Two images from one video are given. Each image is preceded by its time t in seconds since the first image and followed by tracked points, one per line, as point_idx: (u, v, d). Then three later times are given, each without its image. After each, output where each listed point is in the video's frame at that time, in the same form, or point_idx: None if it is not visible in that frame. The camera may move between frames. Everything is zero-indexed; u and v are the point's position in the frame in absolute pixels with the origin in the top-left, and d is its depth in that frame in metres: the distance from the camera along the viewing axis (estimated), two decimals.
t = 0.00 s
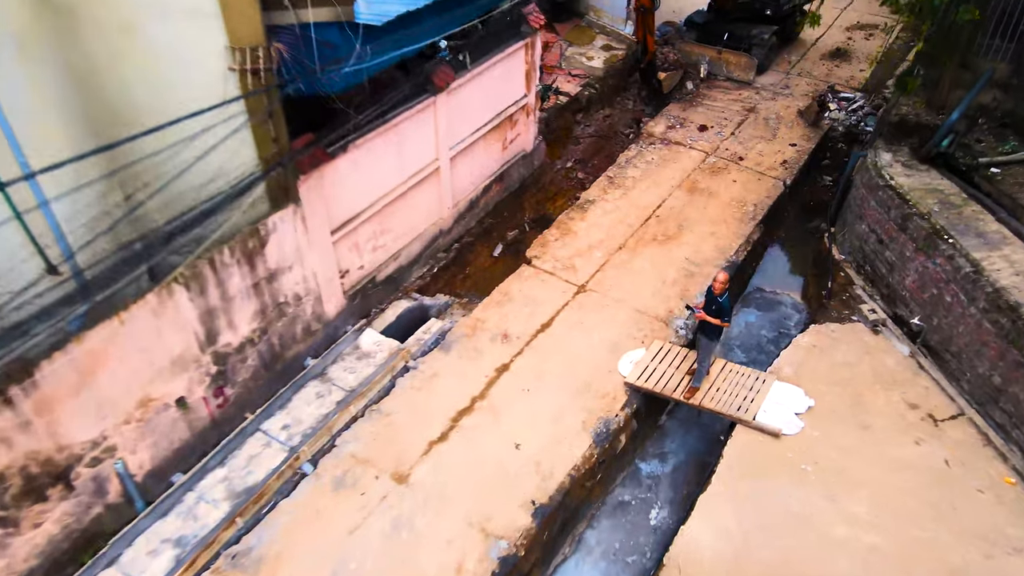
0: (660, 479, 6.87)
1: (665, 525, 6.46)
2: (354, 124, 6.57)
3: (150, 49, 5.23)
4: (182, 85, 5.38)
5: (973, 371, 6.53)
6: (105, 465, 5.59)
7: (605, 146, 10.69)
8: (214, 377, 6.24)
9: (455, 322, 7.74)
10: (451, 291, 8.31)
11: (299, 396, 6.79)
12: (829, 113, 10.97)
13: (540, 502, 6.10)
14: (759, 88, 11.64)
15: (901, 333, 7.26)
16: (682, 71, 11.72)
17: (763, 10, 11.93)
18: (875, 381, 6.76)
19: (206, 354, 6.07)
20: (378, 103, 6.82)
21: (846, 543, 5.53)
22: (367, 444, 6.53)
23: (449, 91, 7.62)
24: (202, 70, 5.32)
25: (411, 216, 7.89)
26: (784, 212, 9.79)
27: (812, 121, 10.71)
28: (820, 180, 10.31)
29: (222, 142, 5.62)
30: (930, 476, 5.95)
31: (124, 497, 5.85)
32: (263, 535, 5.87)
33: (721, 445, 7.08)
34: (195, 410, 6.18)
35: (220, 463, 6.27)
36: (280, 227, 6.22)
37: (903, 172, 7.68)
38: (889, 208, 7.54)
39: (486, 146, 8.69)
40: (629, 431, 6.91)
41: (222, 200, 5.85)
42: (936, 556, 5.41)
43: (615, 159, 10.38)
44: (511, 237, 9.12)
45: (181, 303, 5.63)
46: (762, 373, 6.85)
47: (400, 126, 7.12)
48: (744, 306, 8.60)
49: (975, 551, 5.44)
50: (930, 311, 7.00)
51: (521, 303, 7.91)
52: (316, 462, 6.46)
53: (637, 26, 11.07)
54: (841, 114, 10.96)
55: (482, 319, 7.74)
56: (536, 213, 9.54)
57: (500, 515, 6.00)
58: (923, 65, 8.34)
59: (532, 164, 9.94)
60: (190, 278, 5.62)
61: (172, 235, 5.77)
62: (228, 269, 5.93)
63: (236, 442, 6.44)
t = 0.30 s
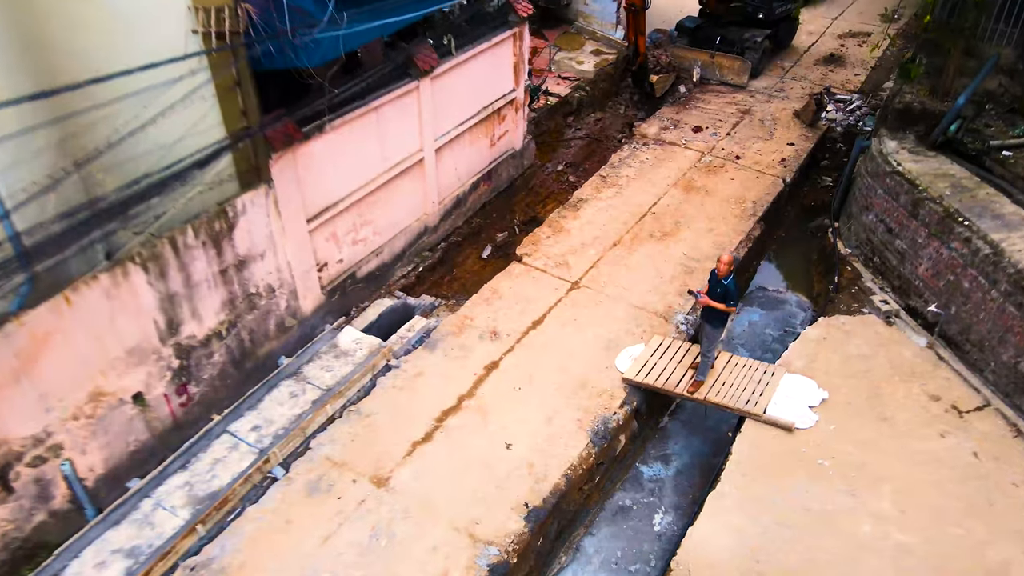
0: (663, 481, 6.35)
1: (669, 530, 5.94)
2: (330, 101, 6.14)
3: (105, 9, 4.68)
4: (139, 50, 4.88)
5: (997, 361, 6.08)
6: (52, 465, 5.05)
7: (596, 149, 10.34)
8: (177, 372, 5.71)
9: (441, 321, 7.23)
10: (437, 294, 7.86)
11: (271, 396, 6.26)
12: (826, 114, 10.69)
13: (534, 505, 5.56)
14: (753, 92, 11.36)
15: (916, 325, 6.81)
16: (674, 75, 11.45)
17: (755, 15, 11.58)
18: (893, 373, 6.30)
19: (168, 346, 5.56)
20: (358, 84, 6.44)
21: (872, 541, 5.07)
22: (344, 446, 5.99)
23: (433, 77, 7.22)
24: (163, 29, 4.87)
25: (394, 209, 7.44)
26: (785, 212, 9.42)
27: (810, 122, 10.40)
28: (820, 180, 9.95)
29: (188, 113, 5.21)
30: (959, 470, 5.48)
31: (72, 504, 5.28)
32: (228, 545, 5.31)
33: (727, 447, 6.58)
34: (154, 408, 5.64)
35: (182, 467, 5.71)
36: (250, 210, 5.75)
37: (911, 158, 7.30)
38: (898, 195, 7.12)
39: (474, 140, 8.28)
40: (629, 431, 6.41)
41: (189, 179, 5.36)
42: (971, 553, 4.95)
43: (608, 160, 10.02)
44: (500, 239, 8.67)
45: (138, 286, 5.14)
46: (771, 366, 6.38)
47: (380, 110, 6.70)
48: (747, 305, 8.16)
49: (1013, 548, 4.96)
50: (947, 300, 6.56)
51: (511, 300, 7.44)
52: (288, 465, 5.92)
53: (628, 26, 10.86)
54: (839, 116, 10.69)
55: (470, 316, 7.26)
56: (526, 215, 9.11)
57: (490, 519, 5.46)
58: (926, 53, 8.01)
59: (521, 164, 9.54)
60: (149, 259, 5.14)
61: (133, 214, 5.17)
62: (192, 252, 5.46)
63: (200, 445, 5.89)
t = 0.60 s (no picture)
0: (667, 480, 5.96)
1: (675, 531, 5.54)
2: (309, 77, 5.90)
3: None
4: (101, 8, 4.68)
5: (1017, 345, 5.77)
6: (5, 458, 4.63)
7: (589, 155, 10.10)
8: (144, 363, 5.32)
9: (429, 317, 6.87)
10: (425, 295, 7.50)
11: (248, 392, 5.86)
12: (821, 120, 10.54)
13: (531, 501, 5.15)
14: (746, 99, 11.21)
15: (928, 314, 6.51)
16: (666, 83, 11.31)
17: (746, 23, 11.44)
18: (907, 362, 5.96)
19: (135, 334, 5.17)
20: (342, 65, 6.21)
21: (896, 532, 4.69)
22: (325, 444, 5.57)
23: (419, 65, 7.00)
24: None
25: (379, 202, 7.14)
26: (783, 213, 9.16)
27: (805, 125, 10.22)
28: (817, 184, 9.61)
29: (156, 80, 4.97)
30: (984, 457, 5.13)
31: (26, 503, 4.83)
32: (196, 546, 4.86)
33: (733, 445, 6.19)
34: (119, 401, 5.23)
35: (148, 466, 5.29)
36: (226, 190, 5.42)
37: (913, 145, 7.08)
38: (901, 182, 6.87)
39: (463, 136, 8.04)
40: (630, 427, 6.03)
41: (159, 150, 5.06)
42: (1003, 543, 4.59)
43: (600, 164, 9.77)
44: (491, 242, 8.35)
45: (102, 264, 4.78)
46: (777, 355, 6.05)
47: (364, 95, 6.44)
48: (748, 303, 7.82)
49: None
50: (959, 286, 6.28)
51: (503, 297, 7.09)
52: (264, 464, 5.51)
53: (619, 31, 10.76)
54: (834, 121, 10.53)
55: (460, 313, 6.89)
56: (517, 219, 8.83)
57: (483, 516, 5.04)
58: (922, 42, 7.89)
59: (512, 166, 9.27)
60: (114, 235, 4.79)
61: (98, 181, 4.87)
62: (162, 232, 5.11)
63: (171, 442, 5.47)
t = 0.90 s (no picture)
0: (667, 479, 5.81)
1: (676, 531, 5.38)
2: (299, 70, 5.82)
3: None
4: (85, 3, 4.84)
5: (1020, 337, 5.69)
6: None
7: (581, 161, 10.03)
8: (128, 361, 5.16)
9: (421, 318, 6.73)
10: (417, 298, 7.36)
11: (235, 392, 5.72)
12: (814, 125, 10.53)
13: (527, 500, 4.99)
14: (738, 105, 11.21)
15: (927, 310, 6.43)
16: (658, 90, 11.30)
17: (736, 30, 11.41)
18: (909, 356, 5.86)
19: (118, 330, 5.03)
20: (330, 62, 6.19)
21: (904, 525, 4.56)
22: (315, 444, 5.40)
23: (410, 64, 6.95)
24: None
25: (371, 202, 7.04)
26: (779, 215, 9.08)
27: (798, 129, 10.20)
28: (811, 187, 9.57)
29: (142, 73, 5.11)
30: (991, 450, 5.01)
31: (3, 506, 4.65)
32: (180, 549, 4.68)
33: (734, 444, 6.06)
34: (102, 400, 5.07)
35: (132, 467, 5.12)
36: (213, 183, 5.32)
37: (909, 141, 7.04)
38: (896, 177, 6.83)
39: (455, 137, 7.99)
40: (628, 426, 5.89)
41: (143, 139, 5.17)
42: (1014, 535, 4.45)
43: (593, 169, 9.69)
44: (484, 245, 8.24)
45: (83, 256, 4.64)
46: (776, 351, 5.95)
47: (354, 92, 6.38)
48: (745, 304, 7.73)
49: None
50: (959, 279, 6.20)
51: (496, 297, 6.97)
52: (252, 465, 5.34)
53: (611, 37, 10.77)
54: (827, 126, 10.52)
55: (453, 313, 6.76)
56: (511, 223, 8.73)
57: (478, 515, 4.88)
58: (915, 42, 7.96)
59: (504, 170, 9.18)
60: (96, 227, 4.67)
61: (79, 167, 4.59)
62: (146, 225, 4.99)
63: (156, 442, 5.31)
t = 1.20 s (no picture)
0: (665, 479, 5.82)
1: (674, 530, 5.39)
2: (294, 72, 5.82)
3: None
4: (80, 5, 4.86)
5: (1015, 334, 5.71)
6: None
7: (577, 162, 10.05)
8: (125, 362, 5.15)
9: (418, 319, 6.74)
10: (414, 299, 7.36)
11: (232, 394, 5.72)
12: (809, 125, 10.57)
13: (525, 500, 5.00)
14: (733, 107, 11.24)
15: (923, 308, 6.45)
16: (654, 91, 11.33)
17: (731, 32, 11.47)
18: (906, 355, 5.88)
19: (115, 332, 5.02)
20: (326, 63, 6.19)
21: (902, 524, 4.57)
22: (313, 446, 5.40)
23: (405, 65, 6.95)
24: None
25: (367, 204, 7.04)
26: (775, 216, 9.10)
27: (793, 130, 10.23)
28: (807, 187, 9.61)
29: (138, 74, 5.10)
30: (988, 448, 5.03)
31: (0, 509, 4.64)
32: (177, 550, 4.67)
33: (731, 443, 6.07)
34: (99, 403, 5.07)
35: (129, 470, 5.12)
36: (209, 185, 5.31)
37: (903, 141, 7.07)
38: (891, 177, 6.86)
39: (451, 139, 7.99)
40: (625, 426, 5.90)
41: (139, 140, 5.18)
42: (1011, 532, 4.47)
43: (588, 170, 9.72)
44: (481, 246, 8.25)
45: (80, 258, 4.64)
46: (773, 351, 5.97)
47: (350, 93, 6.38)
48: (741, 304, 7.75)
49: None
50: (955, 278, 6.22)
51: (493, 298, 6.98)
52: (250, 467, 5.34)
53: (606, 39, 10.79)
54: (822, 126, 10.56)
55: (450, 314, 6.77)
56: (507, 224, 8.75)
57: (476, 515, 4.88)
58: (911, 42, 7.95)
59: (501, 172, 9.18)
60: (93, 228, 4.66)
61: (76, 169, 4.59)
62: (142, 226, 4.98)
63: (152, 445, 5.31)
